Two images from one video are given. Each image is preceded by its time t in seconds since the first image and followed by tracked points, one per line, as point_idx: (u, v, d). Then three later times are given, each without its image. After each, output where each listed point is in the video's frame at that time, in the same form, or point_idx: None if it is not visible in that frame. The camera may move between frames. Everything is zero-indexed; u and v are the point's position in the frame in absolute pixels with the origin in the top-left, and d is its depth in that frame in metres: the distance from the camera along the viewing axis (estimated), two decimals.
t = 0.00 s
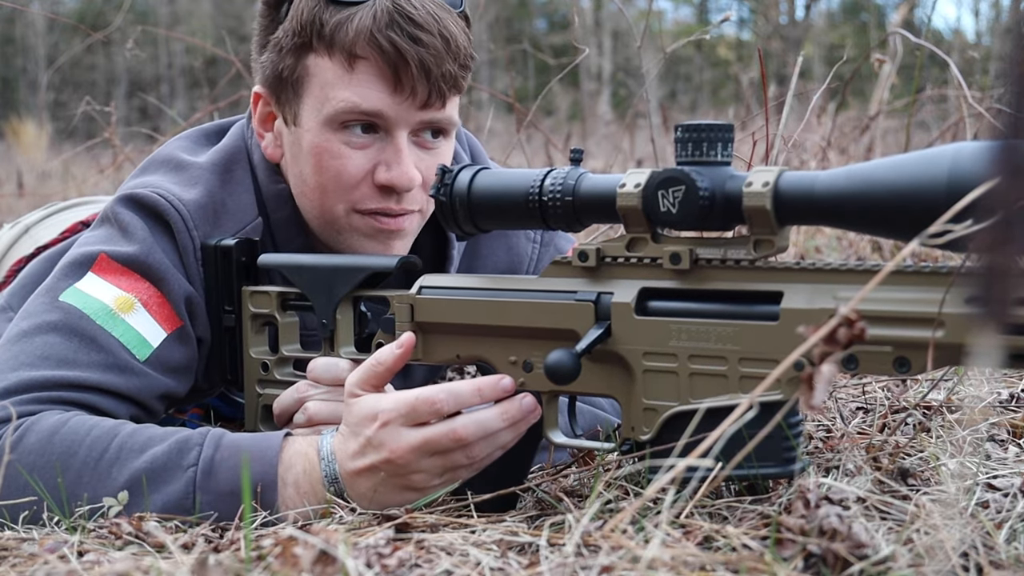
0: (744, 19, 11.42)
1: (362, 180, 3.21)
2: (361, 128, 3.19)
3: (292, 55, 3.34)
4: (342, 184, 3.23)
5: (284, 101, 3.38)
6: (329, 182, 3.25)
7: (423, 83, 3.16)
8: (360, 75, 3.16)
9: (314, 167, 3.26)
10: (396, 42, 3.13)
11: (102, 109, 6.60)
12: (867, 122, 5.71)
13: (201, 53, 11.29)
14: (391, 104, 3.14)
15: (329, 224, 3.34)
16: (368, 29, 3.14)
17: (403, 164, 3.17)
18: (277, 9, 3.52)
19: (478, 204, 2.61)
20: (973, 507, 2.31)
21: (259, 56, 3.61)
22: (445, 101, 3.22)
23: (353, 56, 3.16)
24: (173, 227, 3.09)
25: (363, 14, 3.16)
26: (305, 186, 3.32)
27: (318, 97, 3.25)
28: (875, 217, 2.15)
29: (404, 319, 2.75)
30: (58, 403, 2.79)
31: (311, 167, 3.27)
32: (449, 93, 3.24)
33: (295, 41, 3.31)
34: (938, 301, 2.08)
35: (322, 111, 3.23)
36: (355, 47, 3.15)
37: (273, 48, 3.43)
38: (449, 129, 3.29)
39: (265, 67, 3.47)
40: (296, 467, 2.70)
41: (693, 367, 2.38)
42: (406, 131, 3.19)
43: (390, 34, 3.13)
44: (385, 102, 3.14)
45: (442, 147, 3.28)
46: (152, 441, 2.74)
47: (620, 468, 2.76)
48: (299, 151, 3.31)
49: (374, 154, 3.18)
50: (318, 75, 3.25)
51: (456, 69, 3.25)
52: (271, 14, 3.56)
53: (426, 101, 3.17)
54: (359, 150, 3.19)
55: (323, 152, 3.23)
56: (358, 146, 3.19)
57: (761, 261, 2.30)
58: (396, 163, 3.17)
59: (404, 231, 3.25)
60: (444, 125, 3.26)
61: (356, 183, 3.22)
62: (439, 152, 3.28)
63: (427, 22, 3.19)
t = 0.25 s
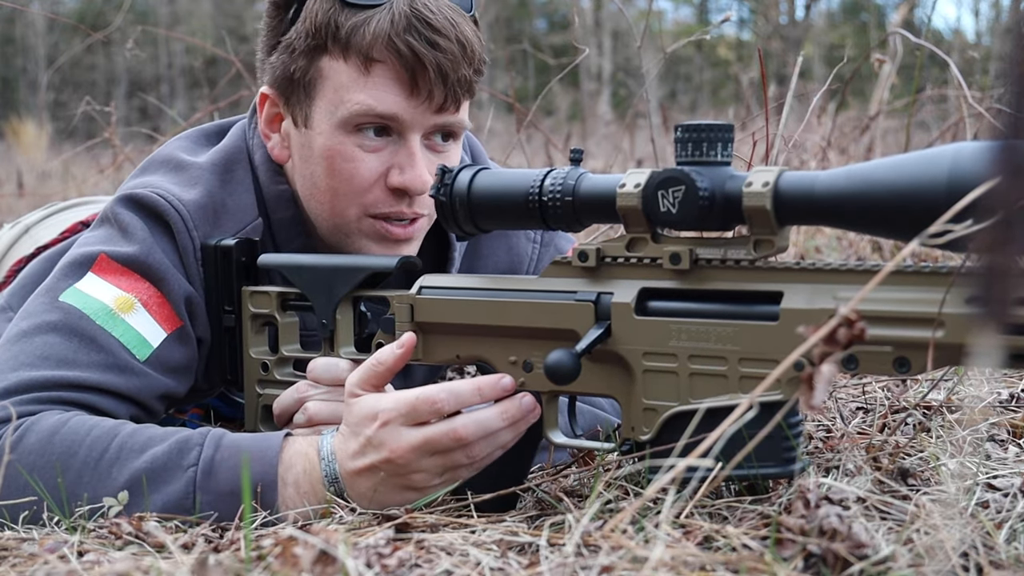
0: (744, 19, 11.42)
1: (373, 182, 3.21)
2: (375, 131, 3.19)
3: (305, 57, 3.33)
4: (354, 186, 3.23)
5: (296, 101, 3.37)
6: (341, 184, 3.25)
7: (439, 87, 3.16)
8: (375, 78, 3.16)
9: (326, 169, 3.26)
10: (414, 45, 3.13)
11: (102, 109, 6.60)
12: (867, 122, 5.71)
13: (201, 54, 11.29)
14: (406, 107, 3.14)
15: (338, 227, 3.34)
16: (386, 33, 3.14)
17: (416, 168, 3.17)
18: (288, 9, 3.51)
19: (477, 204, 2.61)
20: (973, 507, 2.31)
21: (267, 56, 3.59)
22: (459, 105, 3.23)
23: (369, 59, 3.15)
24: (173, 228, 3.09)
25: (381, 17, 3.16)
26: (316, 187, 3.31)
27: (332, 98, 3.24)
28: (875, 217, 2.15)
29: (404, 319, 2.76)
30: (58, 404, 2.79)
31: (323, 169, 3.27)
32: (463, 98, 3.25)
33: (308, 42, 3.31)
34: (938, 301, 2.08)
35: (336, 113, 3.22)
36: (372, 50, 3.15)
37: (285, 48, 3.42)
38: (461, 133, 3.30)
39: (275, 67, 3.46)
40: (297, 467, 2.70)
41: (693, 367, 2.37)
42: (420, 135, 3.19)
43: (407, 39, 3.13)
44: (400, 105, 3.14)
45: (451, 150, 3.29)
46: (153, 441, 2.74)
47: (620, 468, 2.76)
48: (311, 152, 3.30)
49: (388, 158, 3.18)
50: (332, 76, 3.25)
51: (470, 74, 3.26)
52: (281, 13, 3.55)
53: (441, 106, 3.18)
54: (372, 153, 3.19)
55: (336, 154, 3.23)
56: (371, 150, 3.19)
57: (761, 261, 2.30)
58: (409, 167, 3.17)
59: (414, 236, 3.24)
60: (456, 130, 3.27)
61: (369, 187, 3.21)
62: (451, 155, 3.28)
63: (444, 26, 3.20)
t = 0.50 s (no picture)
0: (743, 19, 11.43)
1: (379, 188, 3.20)
2: (384, 138, 3.18)
3: (318, 59, 3.33)
4: (361, 190, 3.22)
5: (306, 102, 3.37)
6: (348, 188, 3.24)
7: (452, 99, 3.16)
8: (388, 86, 3.16)
9: (333, 172, 3.26)
10: (429, 56, 3.14)
11: (102, 109, 6.60)
12: (867, 122, 5.71)
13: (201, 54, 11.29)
14: (418, 115, 3.14)
15: (342, 228, 3.34)
16: (402, 42, 3.14)
17: (424, 176, 3.17)
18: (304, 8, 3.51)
19: (477, 204, 2.61)
20: (973, 507, 2.31)
21: (280, 55, 3.59)
22: (470, 117, 3.23)
23: (384, 67, 3.15)
24: (173, 228, 3.08)
25: (398, 26, 3.17)
26: (322, 189, 3.31)
27: (343, 102, 3.24)
28: (875, 217, 2.15)
29: (404, 319, 2.76)
30: (58, 404, 2.79)
31: (330, 172, 3.27)
32: (474, 110, 3.25)
33: (323, 44, 3.31)
34: (937, 301, 2.08)
35: (347, 118, 3.22)
36: (387, 59, 3.15)
37: (299, 49, 3.42)
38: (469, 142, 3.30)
39: (287, 66, 3.46)
40: (297, 467, 2.71)
41: (693, 367, 2.38)
42: (429, 143, 3.18)
43: (423, 49, 3.14)
44: (412, 113, 3.14)
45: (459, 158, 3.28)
46: (153, 441, 2.74)
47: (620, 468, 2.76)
48: (319, 154, 3.30)
49: (396, 163, 3.17)
50: (345, 81, 3.24)
51: (483, 86, 3.26)
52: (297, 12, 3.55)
53: (452, 116, 3.18)
54: (380, 159, 3.18)
55: (345, 158, 3.23)
56: (380, 156, 3.18)
57: (761, 261, 2.30)
58: (416, 173, 3.16)
59: (418, 240, 3.25)
60: (466, 140, 3.27)
61: (375, 192, 3.21)
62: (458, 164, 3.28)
63: (460, 39, 3.21)
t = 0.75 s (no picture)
0: (744, 19, 11.43)
1: (365, 184, 3.20)
2: (366, 133, 3.18)
3: (295, 60, 3.34)
4: (347, 189, 3.22)
5: (287, 105, 3.37)
6: (333, 187, 3.24)
7: (429, 89, 3.15)
8: (364, 81, 3.15)
9: (318, 172, 3.26)
10: (402, 47, 3.12)
11: (102, 110, 6.60)
12: (867, 122, 5.71)
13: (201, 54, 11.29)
14: (397, 109, 3.14)
15: (333, 229, 3.34)
16: (373, 35, 3.13)
17: (408, 169, 3.16)
18: (278, 12, 3.51)
19: (477, 204, 2.61)
20: (973, 507, 2.31)
21: (260, 58, 3.59)
22: (450, 106, 3.21)
23: (358, 61, 3.15)
24: (172, 228, 3.08)
25: (369, 19, 3.16)
26: (309, 190, 3.31)
27: (323, 101, 3.24)
28: (874, 218, 2.15)
29: (404, 319, 2.76)
30: (58, 404, 2.79)
31: (314, 172, 3.27)
32: (454, 98, 3.24)
33: (298, 45, 3.31)
34: (938, 301, 2.08)
35: (327, 117, 3.22)
36: (360, 53, 3.14)
37: (276, 51, 3.42)
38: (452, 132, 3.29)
39: (266, 69, 3.46)
40: (297, 466, 2.70)
41: (693, 367, 2.38)
42: (412, 136, 3.18)
43: (396, 41, 3.12)
44: (391, 107, 3.13)
45: (445, 149, 3.27)
46: (153, 442, 2.74)
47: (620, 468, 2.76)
48: (303, 155, 3.30)
49: (378, 159, 3.17)
50: (322, 79, 3.25)
51: (460, 74, 3.25)
52: (272, 15, 3.55)
53: (431, 107, 3.17)
54: (363, 155, 3.18)
55: (328, 157, 3.23)
56: (363, 152, 3.18)
57: (761, 261, 2.30)
58: (400, 168, 3.16)
59: (408, 238, 3.25)
60: (448, 130, 3.26)
61: (361, 189, 3.21)
62: (444, 154, 3.27)
63: (431, 27, 3.19)
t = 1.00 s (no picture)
0: (744, 19, 11.43)
1: (370, 184, 3.20)
2: (372, 133, 3.18)
3: (302, 59, 3.33)
4: (351, 188, 3.22)
5: (292, 103, 3.37)
6: (338, 186, 3.24)
7: (437, 90, 3.15)
8: (372, 80, 3.16)
9: (323, 171, 3.26)
10: (410, 48, 3.13)
11: (102, 110, 6.59)
12: (867, 122, 5.71)
13: (201, 54, 11.29)
14: (404, 109, 3.14)
15: (334, 229, 3.34)
16: (382, 35, 3.13)
17: (413, 170, 3.16)
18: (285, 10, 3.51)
19: (477, 205, 2.61)
20: (973, 507, 2.31)
21: (266, 57, 3.59)
22: (456, 107, 3.22)
23: (366, 61, 3.15)
24: (172, 228, 3.08)
25: (378, 19, 3.16)
26: (312, 189, 3.31)
27: (329, 100, 3.24)
28: (875, 218, 2.15)
29: (404, 320, 2.76)
30: (58, 404, 2.79)
31: (319, 171, 3.27)
32: (460, 100, 3.25)
33: (306, 43, 3.31)
34: (938, 301, 2.08)
35: (333, 115, 3.22)
36: (369, 52, 3.14)
37: (282, 49, 3.42)
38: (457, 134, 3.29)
39: (272, 67, 3.46)
40: (297, 466, 2.70)
41: (693, 368, 2.38)
42: (418, 136, 3.18)
43: (404, 41, 3.13)
44: (398, 107, 3.13)
45: (450, 151, 3.28)
46: (153, 442, 2.74)
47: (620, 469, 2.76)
48: (308, 154, 3.30)
49: (384, 159, 3.17)
50: (329, 78, 3.24)
51: (467, 76, 3.26)
52: (279, 13, 3.55)
53: (438, 108, 3.18)
54: (369, 155, 3.18)
55: (333, 156, 3.23)
56: (368, 152, 3.18)
57: (761, 262, 2.30)
58: (406, 168, 3.16)
59: (411, 239, 3.25)
60: (453, 131, 3.27)
61: (366, 189, 3.21)
62: (448, 156, 3.28)
63: (440, 29, 3.19)
